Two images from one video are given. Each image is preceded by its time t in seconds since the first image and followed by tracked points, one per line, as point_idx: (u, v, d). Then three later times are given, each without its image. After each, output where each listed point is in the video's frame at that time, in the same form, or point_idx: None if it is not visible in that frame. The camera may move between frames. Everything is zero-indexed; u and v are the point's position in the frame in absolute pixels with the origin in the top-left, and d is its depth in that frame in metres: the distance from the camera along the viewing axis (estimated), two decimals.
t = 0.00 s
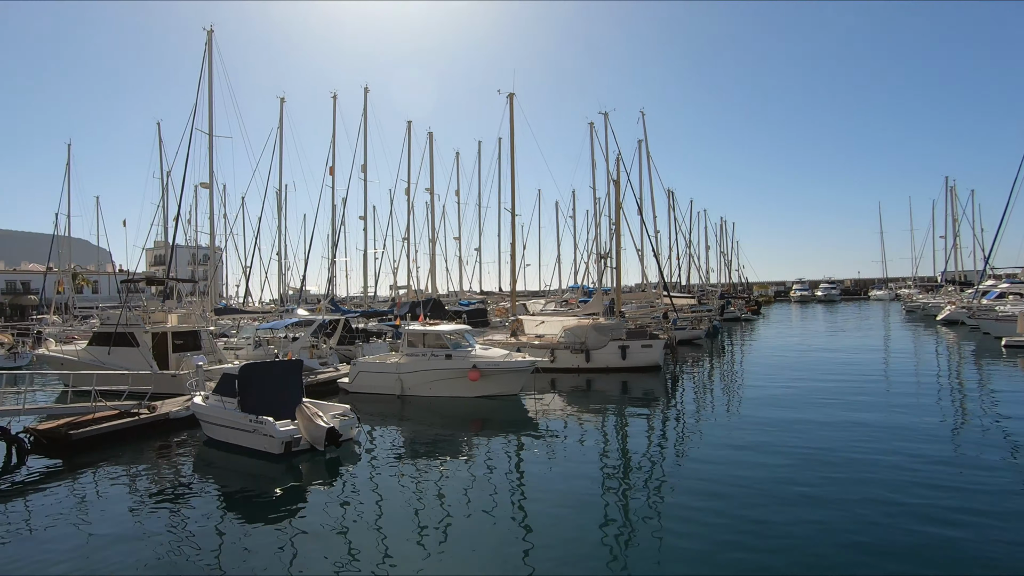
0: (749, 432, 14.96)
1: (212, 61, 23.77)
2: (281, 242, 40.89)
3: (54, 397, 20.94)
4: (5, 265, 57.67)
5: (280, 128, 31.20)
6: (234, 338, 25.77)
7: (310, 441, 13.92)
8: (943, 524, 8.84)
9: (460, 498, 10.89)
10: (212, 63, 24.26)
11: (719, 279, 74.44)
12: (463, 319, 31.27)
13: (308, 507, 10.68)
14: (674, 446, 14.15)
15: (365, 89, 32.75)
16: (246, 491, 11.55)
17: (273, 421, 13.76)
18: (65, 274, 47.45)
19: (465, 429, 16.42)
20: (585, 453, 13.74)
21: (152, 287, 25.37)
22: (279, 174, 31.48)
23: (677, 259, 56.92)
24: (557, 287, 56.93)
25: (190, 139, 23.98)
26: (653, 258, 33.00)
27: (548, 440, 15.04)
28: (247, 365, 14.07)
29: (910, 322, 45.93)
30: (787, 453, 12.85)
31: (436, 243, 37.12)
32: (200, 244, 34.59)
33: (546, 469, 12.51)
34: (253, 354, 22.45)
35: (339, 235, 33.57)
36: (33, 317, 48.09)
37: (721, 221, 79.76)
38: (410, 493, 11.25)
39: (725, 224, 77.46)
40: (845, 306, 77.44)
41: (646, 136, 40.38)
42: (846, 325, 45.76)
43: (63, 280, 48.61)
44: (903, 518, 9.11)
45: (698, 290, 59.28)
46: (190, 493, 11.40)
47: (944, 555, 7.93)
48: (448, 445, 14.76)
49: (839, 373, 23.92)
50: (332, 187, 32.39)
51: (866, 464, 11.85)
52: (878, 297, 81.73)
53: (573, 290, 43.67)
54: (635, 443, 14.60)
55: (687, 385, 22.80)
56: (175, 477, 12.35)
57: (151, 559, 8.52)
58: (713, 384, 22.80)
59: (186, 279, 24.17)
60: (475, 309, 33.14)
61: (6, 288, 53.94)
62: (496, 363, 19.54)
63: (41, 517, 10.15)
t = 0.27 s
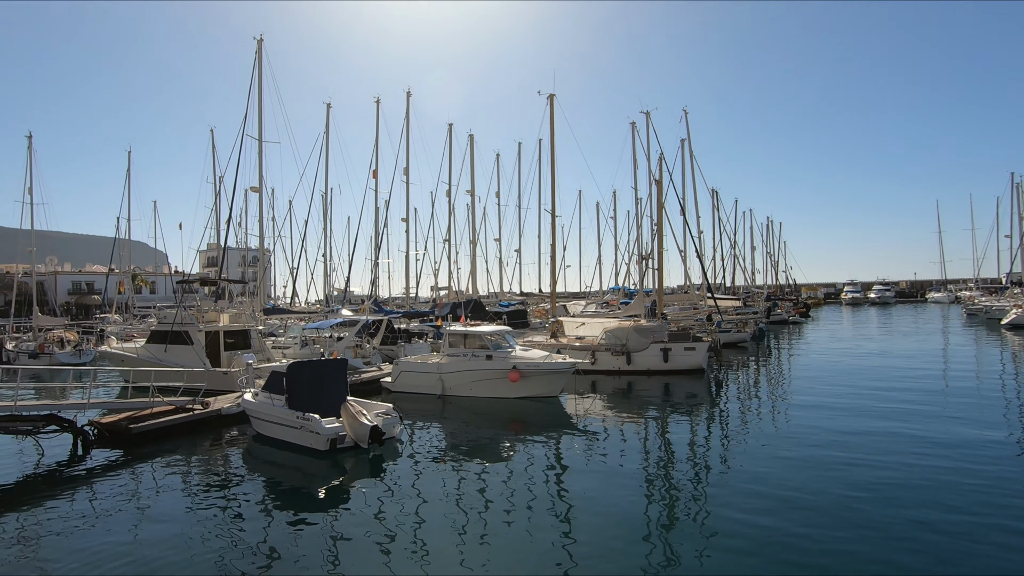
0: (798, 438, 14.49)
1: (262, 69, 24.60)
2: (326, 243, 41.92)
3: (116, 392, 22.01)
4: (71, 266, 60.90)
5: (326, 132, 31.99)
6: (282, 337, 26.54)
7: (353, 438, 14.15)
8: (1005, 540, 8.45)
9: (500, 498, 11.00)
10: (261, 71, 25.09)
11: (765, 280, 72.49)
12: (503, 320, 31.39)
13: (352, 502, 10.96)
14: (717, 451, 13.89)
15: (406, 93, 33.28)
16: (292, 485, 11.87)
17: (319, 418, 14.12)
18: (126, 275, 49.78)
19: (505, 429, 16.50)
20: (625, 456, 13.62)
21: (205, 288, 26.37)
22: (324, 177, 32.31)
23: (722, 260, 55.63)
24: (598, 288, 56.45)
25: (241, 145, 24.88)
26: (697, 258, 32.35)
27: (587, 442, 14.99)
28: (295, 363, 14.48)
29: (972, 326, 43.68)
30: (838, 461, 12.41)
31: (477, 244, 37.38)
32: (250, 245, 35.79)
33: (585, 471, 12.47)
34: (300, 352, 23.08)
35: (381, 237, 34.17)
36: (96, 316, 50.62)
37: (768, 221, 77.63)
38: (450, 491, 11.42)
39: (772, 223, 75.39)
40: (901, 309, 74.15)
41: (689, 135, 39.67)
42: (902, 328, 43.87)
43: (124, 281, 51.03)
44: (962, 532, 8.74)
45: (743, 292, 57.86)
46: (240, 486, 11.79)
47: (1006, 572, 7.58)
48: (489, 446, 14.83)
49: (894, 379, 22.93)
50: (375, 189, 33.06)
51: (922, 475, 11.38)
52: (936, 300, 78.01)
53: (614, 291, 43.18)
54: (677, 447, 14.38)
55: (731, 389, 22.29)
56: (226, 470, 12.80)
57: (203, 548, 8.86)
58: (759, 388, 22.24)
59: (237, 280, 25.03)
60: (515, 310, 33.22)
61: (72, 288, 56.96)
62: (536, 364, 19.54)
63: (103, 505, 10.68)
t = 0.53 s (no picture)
0: (846, 442, 14.00)
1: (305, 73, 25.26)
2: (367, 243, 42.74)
3: (169, 386, 22.96)
4: (128, 266, 63.79)
5: (367, 134, 32.58)
6: (325, 335, 27.19)
7: (394, 435, 14.32)
8: None
9: (538, 496, 11.04)
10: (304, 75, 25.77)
11: (812, 279, 70.33)
12: (541, 319, 31.38)
13: (393, 497, 11.17)
14: (761, 454, 13.57)
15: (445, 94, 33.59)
16: (335, 480, 12.15)
17: (361, 415, 14.40)
18: (178, 274, 51.85)
19: (543, 428, 16.50)
20: (665, 457, 13.45)
21: (252, 287, 27.23)
22: (365, 178, 32.94)
23: (766, 258, 54.22)
24: (637, 287, 55.83)
25: (286, 148, 25.62)
26: (740, 256, 31.60)
27: (626, 442, 14.87)
28: (337, 361, 14.81)
29: None
30: (889, 467, 11.95)
31: (515, 243, 37.47)
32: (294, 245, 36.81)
33: (624, 472, 12.38)
34: (342, 350, 23.59)
35: (421, 237, 34.62)
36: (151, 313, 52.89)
37: (814, 217, 75.31)
38: (488, 489, 11.51)
39: (819, 220, 73.10)
40: (958, 308, 70.82)
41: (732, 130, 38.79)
42: (959, 329, 41.90)
43: (177, 280, 53.18)
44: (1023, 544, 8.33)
45: (788, 290, 56.29)
46: (285, 480, 12.13)
47: None
48: (527, 444, 14.85)
49: (951, 382, 21.91)
50: (415, 189, 33.55)
51: (980, 483, 10.87)
52: (996, 299, 74.25)
53: (654, 290, 42.59)
54: (719, 449, 14.11)
55: (775, 390, 21.72)
56: (272, 464, 13.19)
57: (251, 538, 9.17)
58: (804, 390, 21.60)
59: (282, 279, 25.76)
60: (553, 308, 33.16)
61: (128, 287, 59.67)
62: (574, 364, 19.46)
63: (157, 494, 11.15)
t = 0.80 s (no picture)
0: (892, 447, 13.51)
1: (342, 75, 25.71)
2: (403, 242, 43.28)
3: (214, 381, 23.69)
4: (175, 266, 66.09)
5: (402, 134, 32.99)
6: (362, 333, 27.63)
7: (430, 431, 14.52)
8: None
9: (572, 495, 11.02)
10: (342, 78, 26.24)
11: (856, 277, 68.13)
12: (576, 317, 31.24)
13: (428, 492, 11.31)
14: (801, 456, 13.22)
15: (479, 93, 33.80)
16: (372, 475, 12.32)
17: (397, 412, 14.58)
18: (222, 273, 53.44)
19: (578, 427, 16.43)
20: (702, 458, 13.24)
21: (292, 285, 27.86)
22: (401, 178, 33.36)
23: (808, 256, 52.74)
24: (673, 285, 55.03)
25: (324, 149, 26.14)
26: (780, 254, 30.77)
27: (661, 442, 14.69)
28: (373, 358, 15.05)
29: None
30: (938, 473, 11.51)
31: (549, 241, 37.39)
32: (332, 245, 37.58)
33: (659, 472, 12.25)
34: (378, 347, 23.95)
35: (455, 235, 34.87)
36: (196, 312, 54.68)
37: (859, 213, 72.84)
38: (522, 487, 11.55)
39: (864, 216, 70.76)
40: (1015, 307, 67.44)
41: (771, 124, 37.86)
42: (1015, 329, 39.96)
43: (221, 279, 54.87)
44: None
45: (831, 289, 54.66)
46: (322, 474, 12.38)
47: None
48: (561, 443, 14.80)
49: (1007, 386, 20.90)
50: (449, 188, 33.82)
51: None
52: None
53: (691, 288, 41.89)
54: (758, 451, 13.81)
55: (817, 391, 21.12)
56: (311, 458, 13.47)
57: (290, 529, 9.39)
58: (847, 391, 20.95)
59: (320, 278, 26.29)
60: (587, 307, 32.97)
61: (176, 286, 61.86)
62: (609, 363, 19.31)
63: (202, 486, 11.53)
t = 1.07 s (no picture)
0: (937, 451, 13.06)
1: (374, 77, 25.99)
2: (434, 241, 43.61)
3: (252, 378, 24.27)
4: (214, 265, 67.92)
5: (433, 134, 33.20)
6: (394, 331, 27.93)
7: (462, 430, 14.68)
8: None
9: (603, 494, 10.97)
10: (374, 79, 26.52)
11: (898, 274, 65.92)
12: (607, 316, 31.01)
13: (460, 489, 11.40)
14: (841, 459, 12.87)
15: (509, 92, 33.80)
16: (405, 472, 12.47)
17: (429, 409, 14.72)
18: (259, 273, 54.73)
19: (609, 427, 16.31)
20: (736, 459, 13.02)
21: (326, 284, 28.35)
22: (432, 178, 33.62)
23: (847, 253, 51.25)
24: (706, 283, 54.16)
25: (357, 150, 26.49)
26: (819, 251, 29.97)
27: (694, 442, 14.49)
28: (406, 356, 15.23)
29: None
30: (986, 481, 11.08)
31: (579, 239, 37.19)
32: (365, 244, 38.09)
33: (692, 472, 12.10)
34: (410, 346, 24.20)
35: (486, 234, 34.98)
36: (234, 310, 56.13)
37: (901, 207, 70.43)
38: (553, 485, 11.54)
39: (906, 211, 68.41)
40: None
41: (808, 117, 36.88)
42: None
43: (258, 279, 56.17)
44: None
45: (872, 286, 53.01)
46: (356, 469, 12.58)
47: None
48: (593, 442, 14.73)
49: None
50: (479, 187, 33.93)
51: None
52: None
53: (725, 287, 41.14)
54: (795, 453, 13.49)
55: (857, 392, 20.53)
56: (346, 454, 13.69)
57: (325, 523, 9.57)
58: (889, 392, 20.30)
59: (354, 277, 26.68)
60: (619, 305, 32.69)
61: (215, 285, 63.59)
62: (641, 362, 19.11)
63: (241, 479, 11.84)
